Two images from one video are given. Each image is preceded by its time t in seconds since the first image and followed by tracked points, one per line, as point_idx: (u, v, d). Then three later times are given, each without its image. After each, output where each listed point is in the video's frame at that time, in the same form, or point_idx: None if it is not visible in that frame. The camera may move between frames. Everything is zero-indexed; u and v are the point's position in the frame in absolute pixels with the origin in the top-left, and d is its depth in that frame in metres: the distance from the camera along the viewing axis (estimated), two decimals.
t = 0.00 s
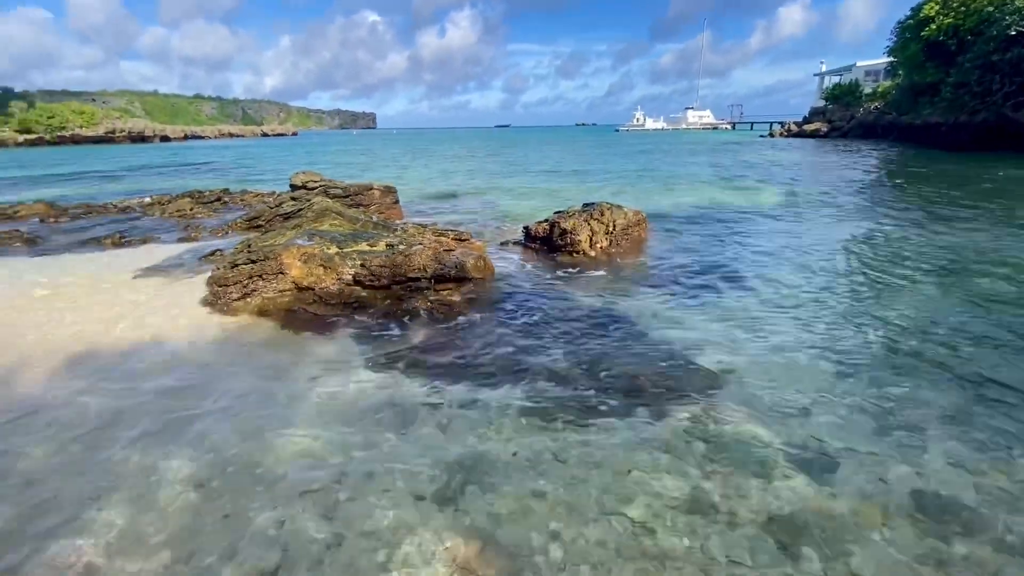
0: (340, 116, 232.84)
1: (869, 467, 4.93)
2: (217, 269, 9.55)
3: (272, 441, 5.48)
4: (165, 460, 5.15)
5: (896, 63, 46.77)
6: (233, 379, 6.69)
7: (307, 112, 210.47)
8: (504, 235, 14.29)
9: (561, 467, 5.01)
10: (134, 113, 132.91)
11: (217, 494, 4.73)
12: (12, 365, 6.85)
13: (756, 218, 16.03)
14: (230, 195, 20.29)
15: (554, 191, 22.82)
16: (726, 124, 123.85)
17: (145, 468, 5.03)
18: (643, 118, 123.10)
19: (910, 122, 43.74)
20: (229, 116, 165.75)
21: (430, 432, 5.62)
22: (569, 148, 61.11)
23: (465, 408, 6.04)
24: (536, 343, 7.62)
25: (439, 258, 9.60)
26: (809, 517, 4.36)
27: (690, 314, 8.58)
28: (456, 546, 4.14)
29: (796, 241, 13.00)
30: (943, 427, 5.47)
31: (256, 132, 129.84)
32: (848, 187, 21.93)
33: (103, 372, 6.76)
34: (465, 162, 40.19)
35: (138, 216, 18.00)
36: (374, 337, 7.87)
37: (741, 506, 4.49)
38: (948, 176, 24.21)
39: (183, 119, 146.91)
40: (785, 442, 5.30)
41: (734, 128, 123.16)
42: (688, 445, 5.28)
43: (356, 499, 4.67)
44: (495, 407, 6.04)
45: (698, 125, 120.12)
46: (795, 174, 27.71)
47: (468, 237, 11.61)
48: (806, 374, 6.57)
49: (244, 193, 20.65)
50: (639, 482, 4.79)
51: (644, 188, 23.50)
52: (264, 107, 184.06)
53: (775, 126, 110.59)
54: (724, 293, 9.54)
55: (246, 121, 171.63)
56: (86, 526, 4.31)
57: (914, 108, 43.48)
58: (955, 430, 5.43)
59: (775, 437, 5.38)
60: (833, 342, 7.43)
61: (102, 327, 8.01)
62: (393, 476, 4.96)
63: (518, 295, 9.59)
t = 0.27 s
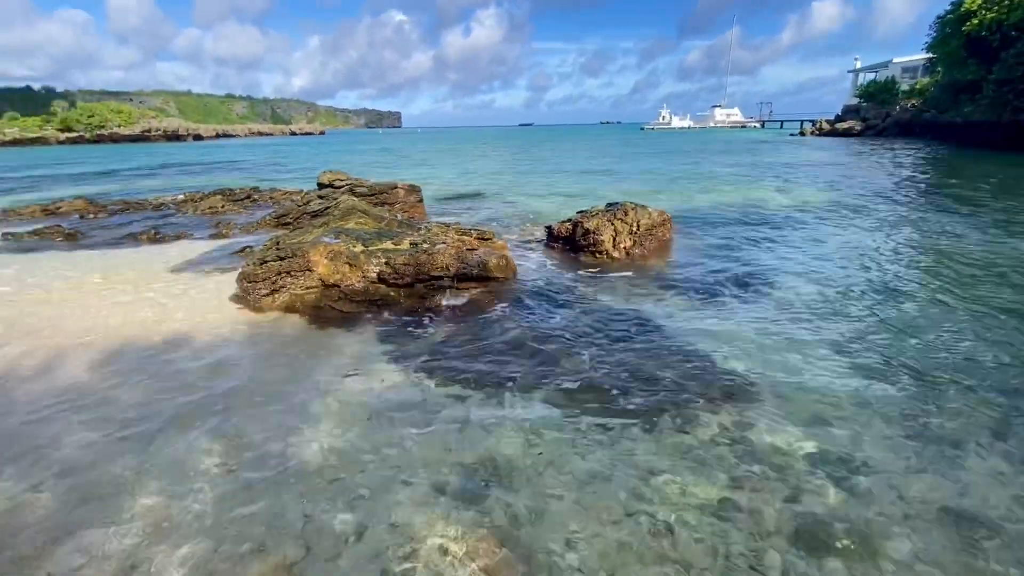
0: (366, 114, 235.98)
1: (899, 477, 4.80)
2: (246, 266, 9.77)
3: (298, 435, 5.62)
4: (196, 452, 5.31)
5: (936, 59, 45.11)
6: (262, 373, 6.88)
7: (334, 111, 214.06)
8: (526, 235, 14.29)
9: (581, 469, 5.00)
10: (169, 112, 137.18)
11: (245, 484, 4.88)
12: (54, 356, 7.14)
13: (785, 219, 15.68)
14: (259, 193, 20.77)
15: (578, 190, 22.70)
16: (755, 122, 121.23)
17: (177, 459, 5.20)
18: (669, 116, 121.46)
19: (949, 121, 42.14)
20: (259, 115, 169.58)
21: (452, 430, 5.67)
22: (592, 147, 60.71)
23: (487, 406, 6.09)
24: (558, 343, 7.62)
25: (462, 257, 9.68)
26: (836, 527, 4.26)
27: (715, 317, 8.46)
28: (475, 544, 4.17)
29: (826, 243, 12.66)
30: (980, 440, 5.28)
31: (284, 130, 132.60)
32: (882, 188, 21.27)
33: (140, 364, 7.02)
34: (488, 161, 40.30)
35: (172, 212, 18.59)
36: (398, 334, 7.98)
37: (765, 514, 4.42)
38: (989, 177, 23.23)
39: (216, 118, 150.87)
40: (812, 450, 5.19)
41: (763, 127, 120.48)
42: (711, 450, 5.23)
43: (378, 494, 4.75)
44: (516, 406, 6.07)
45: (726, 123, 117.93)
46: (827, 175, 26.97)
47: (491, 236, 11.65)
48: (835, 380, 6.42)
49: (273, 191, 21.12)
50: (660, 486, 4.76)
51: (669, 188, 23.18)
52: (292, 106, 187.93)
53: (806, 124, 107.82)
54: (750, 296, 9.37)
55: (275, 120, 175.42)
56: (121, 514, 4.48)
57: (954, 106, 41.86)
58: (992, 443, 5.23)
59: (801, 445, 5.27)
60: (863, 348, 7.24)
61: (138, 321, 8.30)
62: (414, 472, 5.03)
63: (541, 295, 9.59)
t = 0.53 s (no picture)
0: (394, 114, 238.88)
1: (937, 493, 4.61)
2: (276, 263, 10.00)
3: (325, 430, 5.72)
4: (227, 443, 5.47)
5: (982, 56, 43.19)
6: (290, 369, 7.04)
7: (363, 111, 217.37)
8: (551, 235, 14.25)
9: (603, 473, 4.96)
10: (205, 112, 141.50)
11: (273, 476, 5.00)
12: (95, 349, 7.44)
13: (818, 221, 15.24)
14: (290, 191, 21.24)
15: (603, 191, 22.53)
16: (787, 121, 118.17)
17: (209, 450, 5.37)
18: (698, 115, 119.36)
19: (996, 120, 40.28)
20: (291, 115, 173.42)
21: (475, 429, 5.69)
22: (619, 147, 60.09)
23: (510, 406, 6.09)
24: (582, 345, 7.57)
25: (486, 257, 9.73)
26: (868, 542, 4.12)
27: (743, 321, 8.28)
28: (495, 544, 4.18)
29: (861, 247, 12.26)
30: None
31: (315, 130, 135.34)
32: (921, 190, 20.49)
33: (175, 357, 7.27)
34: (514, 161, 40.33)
35: (207, 210, 19.17)
36: (422, 333, 8.06)
37: (794, 525, 4.30)
38: None
39: (249, 118, 154.89)
40: (844, 461, 5.03)
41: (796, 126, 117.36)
42: (737, 457, 5.12)
43: (401, 490, 4.80)
44: (539, 407, 6.06)
45: (757, 122, 115.28)
46: (863, 176, 26.12)
47: (516, 236, 11.65)
48: (869, 389, 6.21)
49: (303, 190, 21.57)
50: (684, 493, 4.69)
51: (697, 188, 22.79)
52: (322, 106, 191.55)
53: (841, 123, 104.58)
54: (780, 300, 9.14)
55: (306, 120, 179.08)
56: (155, 501, 4.64)
57: (1001, 105, 40.04)
58: None
59: (832, 455, 5.12)
60: (899, 356, 6.98)
61: (173, 316, 8.58)
62: (437, 470, 5.07)
63: (565, 296, 9.55)
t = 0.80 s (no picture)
0: (424, 114, 241.45)
1: (981, 513, 4.38)
2: (307, 261, 10.21)
3: (351, 426, 5.80)
4: (257, 436, 5.61)
5: None
6: (319, 364, 7.17)
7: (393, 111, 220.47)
8: (578, 236, 14.16)
9: (628, 479, 4.89)
10: (242, 112, 145.83)
11: (300, 470, 5.09)
12: (135, 341, 7.73)
13: (856, 225, 14.72)
14: (321, 190, 21.69)
15: (632, 191, 22.26)
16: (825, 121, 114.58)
17: (240, 441, 5.51)
18: (731, 114, 116.83)
19: None
20: (323, 114, 177.04)
21: (498, 429, 5.69)
22: (649, 146, 59.27)
23: (533, 408, 6.07)
24: (608, 348, 7.49)
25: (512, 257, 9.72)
26: (906, 562, 3.95)
27: (774, 327, 8.07)
28: (517, 546, 4.16)
29: (902, 253, 11.79)
30: None
31: (346, 129, 137.92)
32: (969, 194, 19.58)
33: (209, 351, 7.50)
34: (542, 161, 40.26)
35: (242, 207, 19.74)
36: (448, 332, 8.11)
37: (825, 541, 4.16)
38: None
39: (284, 118, 158.95)
40: (881, 475, 4.83)
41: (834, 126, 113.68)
42: (767, 467, 4.97)
43: (424, 488, 4.83)
44: (563, 409, 6.01)
45: (793, 122, 112.12)
46: (905, 178, 25.11)
47: (542, 237, 11.61)
48: (909, 401, 5.96)
49: (334, 188, 21.99)
50: (711, 502, 4.58)
51: (729, 190, 22.30)
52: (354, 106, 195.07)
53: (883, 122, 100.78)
54: (814, 306, 8.86)
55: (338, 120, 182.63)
56: (187, 490, 4.78)
57: None
58: None
59: (868, 469, 4.92)
60: (942, 367, 6.68)
61: (209, 310, 8.86)
62: (460, 469, 5.08)
63: (591, 297, 9.47)
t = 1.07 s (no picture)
0: (455, 114, 243.51)
1: None
2: (340, 258, 10.43)
3: (380, 421, 5.89)
4: (289, 427, 5.76)
5: None
6: (349, 360, 7.31)
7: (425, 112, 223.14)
8: (608, 237, 14.03)
9: (655, 484, 4.82)
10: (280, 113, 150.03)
11: (329, 462, 5.20)
12: (177, 333, 8.04)
13: (900, 230, 14.15)
14: (355, 188, 22.12)
15: (664, 192, 21.93)
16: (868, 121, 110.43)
17: (274, 432, 5.67)
18: (768, 114, 113.81)
19: None
20: (358, 115, 180.49)
21: (524, 430, 5.69)
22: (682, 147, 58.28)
23: (560, 409, 6.05)
24: (636, 351, 7.40)
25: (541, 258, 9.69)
26: None
27: (810, 334, 7.83)
28: (541, 547, 4.15)
29: (950, 259, 11.27)
30: None
31: (379, 129, 140.28)
32: None
33: (246, 344, 7.74)
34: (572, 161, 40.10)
35: (279, 205, 20.32)
36: (476, 331, 8.15)
37: (862, 557, 4.00)
38: None
39: (320, 118, 162.85)
40: (922, 492, 4.63)
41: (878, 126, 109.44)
42: (800, 478, 4.82)
43: (450, 486, 4.87)
44: (590, 412, 5.97)
45: (833, 122, 108.44)
46: (954, 181, 23.99)
47: (572, 238, 11.55)
48: (954, 416, 5.69)
49: (367, 187, 22.40)
50: (741, 511, 4.47)
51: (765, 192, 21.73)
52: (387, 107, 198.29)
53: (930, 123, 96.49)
54: (853, 314, 8.55)
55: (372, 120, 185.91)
56: (223, 478, 4.94)
57: None
58: None
59: (909, 484, 4.72)
60: (991, 381, 6.36)
61: (246, 304, 9.15)
62: (486, 467, 5.11)
63: (620, 299, 9.37)
